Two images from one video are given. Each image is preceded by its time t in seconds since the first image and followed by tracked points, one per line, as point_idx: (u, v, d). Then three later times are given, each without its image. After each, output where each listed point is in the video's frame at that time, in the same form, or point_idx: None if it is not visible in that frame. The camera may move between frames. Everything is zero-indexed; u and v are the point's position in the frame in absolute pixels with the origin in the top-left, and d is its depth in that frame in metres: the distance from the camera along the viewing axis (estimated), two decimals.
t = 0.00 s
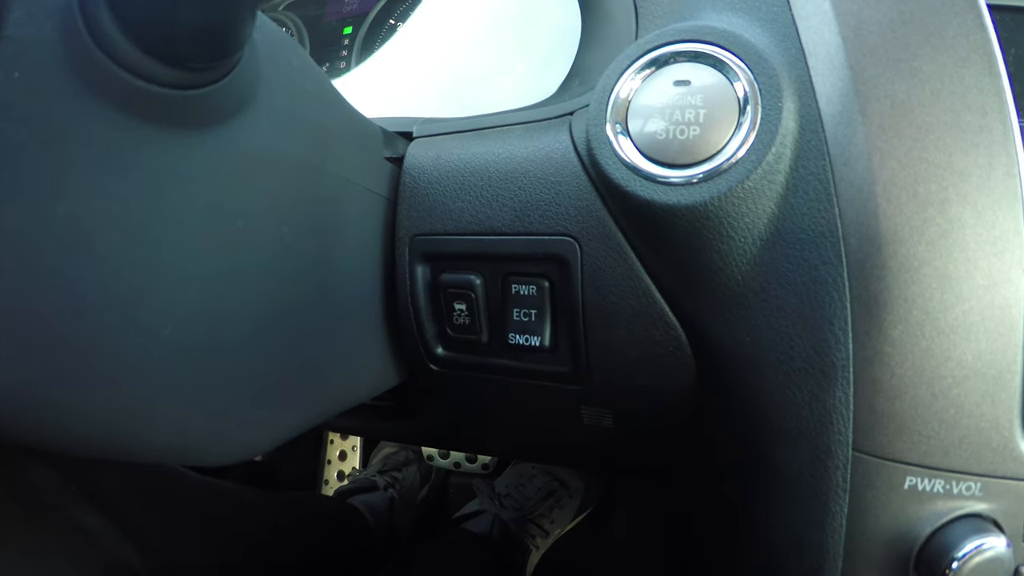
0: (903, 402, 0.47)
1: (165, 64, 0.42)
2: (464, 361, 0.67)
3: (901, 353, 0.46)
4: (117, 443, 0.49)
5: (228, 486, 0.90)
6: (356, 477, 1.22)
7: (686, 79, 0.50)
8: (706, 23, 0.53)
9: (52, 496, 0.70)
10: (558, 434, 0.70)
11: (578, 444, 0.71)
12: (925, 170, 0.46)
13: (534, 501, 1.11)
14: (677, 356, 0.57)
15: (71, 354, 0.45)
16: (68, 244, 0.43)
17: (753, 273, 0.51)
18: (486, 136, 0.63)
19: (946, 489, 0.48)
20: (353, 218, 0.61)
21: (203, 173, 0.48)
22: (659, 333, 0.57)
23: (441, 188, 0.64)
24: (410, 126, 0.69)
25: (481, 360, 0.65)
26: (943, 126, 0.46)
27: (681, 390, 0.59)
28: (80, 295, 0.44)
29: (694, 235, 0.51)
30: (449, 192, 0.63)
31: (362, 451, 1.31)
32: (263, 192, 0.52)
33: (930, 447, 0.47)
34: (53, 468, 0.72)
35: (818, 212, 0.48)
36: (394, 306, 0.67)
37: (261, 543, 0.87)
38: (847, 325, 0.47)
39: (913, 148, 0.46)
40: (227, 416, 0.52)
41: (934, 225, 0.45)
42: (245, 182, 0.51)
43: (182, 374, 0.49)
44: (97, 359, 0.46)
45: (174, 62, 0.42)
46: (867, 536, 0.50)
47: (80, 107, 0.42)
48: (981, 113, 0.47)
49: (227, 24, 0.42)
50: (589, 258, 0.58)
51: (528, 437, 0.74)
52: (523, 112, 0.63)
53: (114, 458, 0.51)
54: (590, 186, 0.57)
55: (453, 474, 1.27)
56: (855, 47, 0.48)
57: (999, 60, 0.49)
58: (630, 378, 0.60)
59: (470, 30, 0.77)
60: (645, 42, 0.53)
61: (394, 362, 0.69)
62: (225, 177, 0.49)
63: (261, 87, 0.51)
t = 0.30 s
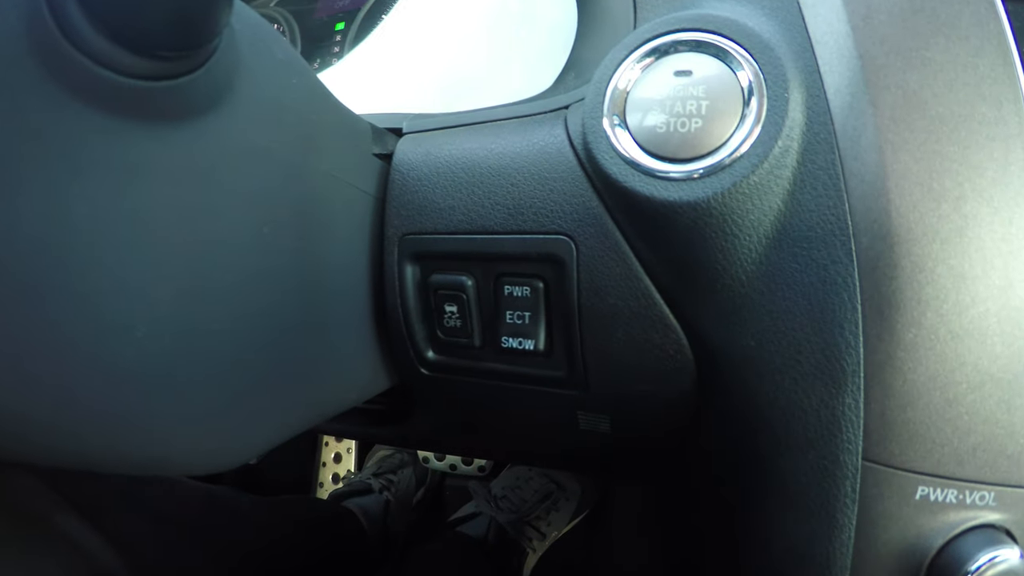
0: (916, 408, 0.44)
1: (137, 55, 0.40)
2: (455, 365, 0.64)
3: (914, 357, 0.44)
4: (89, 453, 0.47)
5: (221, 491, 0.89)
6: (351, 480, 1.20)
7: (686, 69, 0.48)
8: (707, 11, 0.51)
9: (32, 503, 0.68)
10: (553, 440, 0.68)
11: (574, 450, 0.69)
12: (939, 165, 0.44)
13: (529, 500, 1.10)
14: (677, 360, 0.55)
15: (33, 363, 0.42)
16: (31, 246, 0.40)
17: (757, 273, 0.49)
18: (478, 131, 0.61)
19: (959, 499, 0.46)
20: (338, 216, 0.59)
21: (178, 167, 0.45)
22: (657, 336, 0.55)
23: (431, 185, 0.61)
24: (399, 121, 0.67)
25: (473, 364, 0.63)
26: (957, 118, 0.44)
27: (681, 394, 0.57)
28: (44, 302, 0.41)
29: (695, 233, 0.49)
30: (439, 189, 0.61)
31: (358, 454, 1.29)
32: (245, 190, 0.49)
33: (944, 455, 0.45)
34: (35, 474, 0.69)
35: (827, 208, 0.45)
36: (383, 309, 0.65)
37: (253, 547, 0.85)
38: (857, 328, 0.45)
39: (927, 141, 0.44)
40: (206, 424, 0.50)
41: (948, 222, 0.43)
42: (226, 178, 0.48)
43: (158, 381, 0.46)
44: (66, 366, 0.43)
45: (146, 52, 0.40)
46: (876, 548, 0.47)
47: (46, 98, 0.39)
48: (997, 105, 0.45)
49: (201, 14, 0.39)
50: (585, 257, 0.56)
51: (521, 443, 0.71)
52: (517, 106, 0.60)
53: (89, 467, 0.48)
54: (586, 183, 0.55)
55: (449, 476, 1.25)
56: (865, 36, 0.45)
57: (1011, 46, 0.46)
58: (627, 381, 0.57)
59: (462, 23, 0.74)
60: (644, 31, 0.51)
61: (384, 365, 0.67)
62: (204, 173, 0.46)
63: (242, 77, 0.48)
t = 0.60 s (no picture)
0: (923, 408, 0.43)
1: (105, 41, 0.37)
2: (445, 365, 0.62)
3: (922, 357, 0.42)
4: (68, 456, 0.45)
5: (205, 492, 0.86)
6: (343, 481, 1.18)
7: (683, 58, 0.46)
8: None
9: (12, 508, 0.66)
10: (547, 441, 0.66)
11: (569, 451, 0.67)
12: (946, 156, 0.42)
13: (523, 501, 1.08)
14: (674, 359, 0.53)
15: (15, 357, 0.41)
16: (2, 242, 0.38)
17: (757, 269, 0.47)
18: (468, 124, 0.59)
19: (967, 502, 0.44)
20: (325, 213, 0.57)
21: (154, 161, 0.42)
22: (653, 335, 0.53)
23: (419, 180, 0.59)
24: (387, 115, 0.65)
25: (463, 364, 0.61)
26: (964, 108, 0.43)
27: (678, 395, 0.55)
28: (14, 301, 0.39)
29: (693, 227, 0.47)
30: (427, 184, 0.59)
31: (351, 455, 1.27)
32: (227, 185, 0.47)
33: (951, 458, 0.43)
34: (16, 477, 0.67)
35: (831, 202, 0.44)
36: (371, 308, 0.63)
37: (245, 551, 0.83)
38: (861, 325, 0.44)
39: (934, 132, 0.42)
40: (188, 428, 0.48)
41: (957, 216, 0.42)
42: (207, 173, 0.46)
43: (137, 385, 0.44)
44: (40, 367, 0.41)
45: (115, 39, 0.37)
46: (881, 553, 0.46)
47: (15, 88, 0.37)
48: (1003, 94, 0.43)
49: None
50: (580, 253, 0.54)
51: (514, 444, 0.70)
52: (508, 99, 0.59)
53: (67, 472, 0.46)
54: (580, 176, 0.53)
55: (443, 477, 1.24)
56: (869, 23, 0.44)
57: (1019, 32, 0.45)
58: (622, 381, 0.56)
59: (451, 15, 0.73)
60: (639, 19, 0.49)
61: (373, 366, 0.65)
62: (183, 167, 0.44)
63: (224, 67, 0.45)
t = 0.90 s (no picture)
0: (927, 406, 0.42)
1: (92, 34, 0.36)
2: (441, 363, 0.61)
3: (926, 354, 0.42)
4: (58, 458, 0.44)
5: (200, 491, 0.84)
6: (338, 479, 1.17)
7: (684, 49, 0.45)
8: None
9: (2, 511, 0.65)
10: (544, 439, 0.66)
11: (566, 450, 0.66)
12: (951, 150, 0.41)
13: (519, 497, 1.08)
14: (673, 356, 0.53)
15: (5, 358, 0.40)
16: None
17: (758, 265, 0.46)
18: (464, 117, 0.58)
19: (969, 501, 0.44)
20: (318, 208, 0.55)
21: (142, 157, 0.41)
22: (653, 332, 0.53)
23: (414, 174, 0.58)
24: (381, 109, 0.64)
25: (459, 362, 0.60)
26: (970, 102, 0.42)
27: (678, 393, 0.54)
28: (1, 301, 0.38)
29: (693, 222, 0.47)
30: (422, 178, 0.58)
31: (346, 452, 1.26)
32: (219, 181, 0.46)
33: (955, 456, 0.43)
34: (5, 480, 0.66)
35: (834, 197, 0.43)
36: (365, 305, 0.62)
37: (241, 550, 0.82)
38: (866, 322, 0.43)
39: (939, 126, 0.41)
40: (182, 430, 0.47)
41: (962, 211, 0.41)
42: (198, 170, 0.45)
43: (129, 387, 0.43)
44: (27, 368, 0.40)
45: (103, 31, 0.36)
46: (883, 552, 0.46)
47: None
48: (1009, 89, 0.42)
49: None
50: (578, 249, 0.53)
51: (510, 442, 0.69)
52: (505, 92, 0.58)
53: (57, 475, 0.45)
54: (578, 171, 0.52)
55: (438, 473, 1.24)
56: (873, 15, 0.43)
57: None
58: (621, 379, 0.55)
59: (443, 7, 0.71)
60: (639, 9, 0.48)
61: (368, 364, 0.64)
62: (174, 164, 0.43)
63: (214, 60, 0.44)
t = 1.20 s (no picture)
0: (924, 402, 0.43)
1: (93, 32, 0.36)
2: (441, 358, 0.62)
3: (923, 349, 0.42)
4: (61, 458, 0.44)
5: (201, 489, 0.83)
6: (337, 475, 1.18)
7: (683, 47, 0.46)
8: None
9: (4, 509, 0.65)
10: (544, 435, 0.66)
11: (566, 445, 0.67)
12: (949, 148, 0.42)
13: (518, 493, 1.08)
14: (672, 352, 0.53)
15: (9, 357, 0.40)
16: None
17: (757, 262, 0.47)
18: (464, 115, 0.58)
19: (965, 495, 0.44)
20: (318, 206, 0.56)
21: (143, 156, 0.41)
22: (652, 328, 0.53)
23: (414, 171, 0.59)
24: (380, 106, 0.64)
25: (459, 358, 0.61)
26: (966, 100, 0.42)
27: (677, 388, 0.55)
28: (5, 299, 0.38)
29: (693, 219, 0.47)
30: (422, 175, 0.58)
31: (344, 448, 1.27)
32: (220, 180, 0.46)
33: (951, 451, 0.43)
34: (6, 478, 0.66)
35: (832, 195, 0.43)
36: (365, 302, 0.62)
37: (241, 546, 0.82)
38: (864, 318, 0.43)
39: (937, 124, 0.42)
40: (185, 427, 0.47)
41: (959, 208, 0.41)
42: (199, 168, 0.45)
43: (132, 384, 0.43)
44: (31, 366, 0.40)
45: (105, 30, 0.36)
46: (881, 545, 0.46)
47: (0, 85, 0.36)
48: (1006, 88, 0.43)
49: None
50: (578, 246, 0.53)
51: (510, 438, 0.69)
52: (504, 89, 0.58)
53: (60, 474, 0.45)
54: (578, 168, 0.52)
55: (437, 468, 1.24)
56: (872, 14, 0.43)
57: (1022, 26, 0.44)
58: (621, 375, 0.55)
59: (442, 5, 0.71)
60: (639, 7, 0.48)
61: (368, 361, 0.64)
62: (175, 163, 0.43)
63: (215, 59, 0.44)
